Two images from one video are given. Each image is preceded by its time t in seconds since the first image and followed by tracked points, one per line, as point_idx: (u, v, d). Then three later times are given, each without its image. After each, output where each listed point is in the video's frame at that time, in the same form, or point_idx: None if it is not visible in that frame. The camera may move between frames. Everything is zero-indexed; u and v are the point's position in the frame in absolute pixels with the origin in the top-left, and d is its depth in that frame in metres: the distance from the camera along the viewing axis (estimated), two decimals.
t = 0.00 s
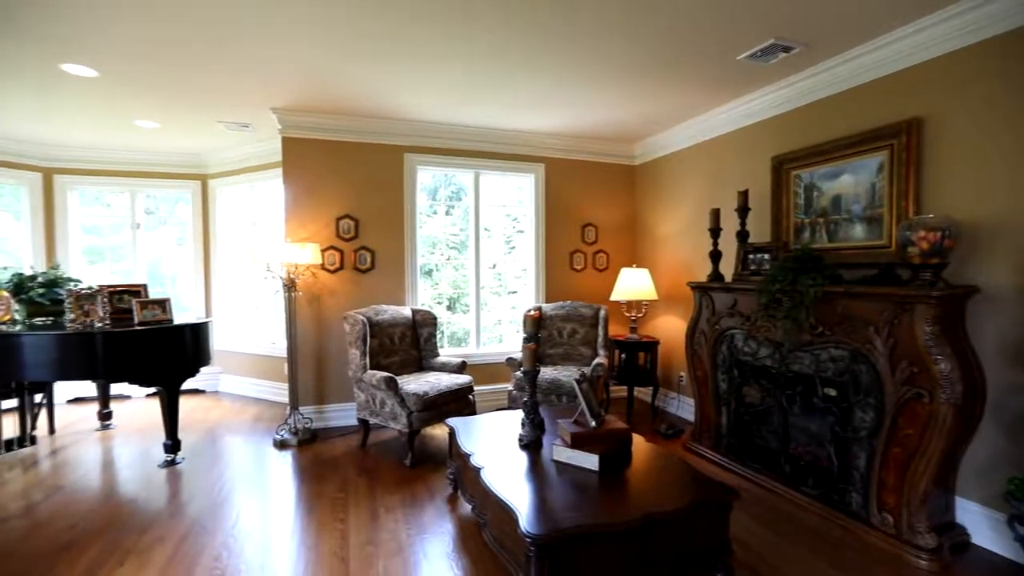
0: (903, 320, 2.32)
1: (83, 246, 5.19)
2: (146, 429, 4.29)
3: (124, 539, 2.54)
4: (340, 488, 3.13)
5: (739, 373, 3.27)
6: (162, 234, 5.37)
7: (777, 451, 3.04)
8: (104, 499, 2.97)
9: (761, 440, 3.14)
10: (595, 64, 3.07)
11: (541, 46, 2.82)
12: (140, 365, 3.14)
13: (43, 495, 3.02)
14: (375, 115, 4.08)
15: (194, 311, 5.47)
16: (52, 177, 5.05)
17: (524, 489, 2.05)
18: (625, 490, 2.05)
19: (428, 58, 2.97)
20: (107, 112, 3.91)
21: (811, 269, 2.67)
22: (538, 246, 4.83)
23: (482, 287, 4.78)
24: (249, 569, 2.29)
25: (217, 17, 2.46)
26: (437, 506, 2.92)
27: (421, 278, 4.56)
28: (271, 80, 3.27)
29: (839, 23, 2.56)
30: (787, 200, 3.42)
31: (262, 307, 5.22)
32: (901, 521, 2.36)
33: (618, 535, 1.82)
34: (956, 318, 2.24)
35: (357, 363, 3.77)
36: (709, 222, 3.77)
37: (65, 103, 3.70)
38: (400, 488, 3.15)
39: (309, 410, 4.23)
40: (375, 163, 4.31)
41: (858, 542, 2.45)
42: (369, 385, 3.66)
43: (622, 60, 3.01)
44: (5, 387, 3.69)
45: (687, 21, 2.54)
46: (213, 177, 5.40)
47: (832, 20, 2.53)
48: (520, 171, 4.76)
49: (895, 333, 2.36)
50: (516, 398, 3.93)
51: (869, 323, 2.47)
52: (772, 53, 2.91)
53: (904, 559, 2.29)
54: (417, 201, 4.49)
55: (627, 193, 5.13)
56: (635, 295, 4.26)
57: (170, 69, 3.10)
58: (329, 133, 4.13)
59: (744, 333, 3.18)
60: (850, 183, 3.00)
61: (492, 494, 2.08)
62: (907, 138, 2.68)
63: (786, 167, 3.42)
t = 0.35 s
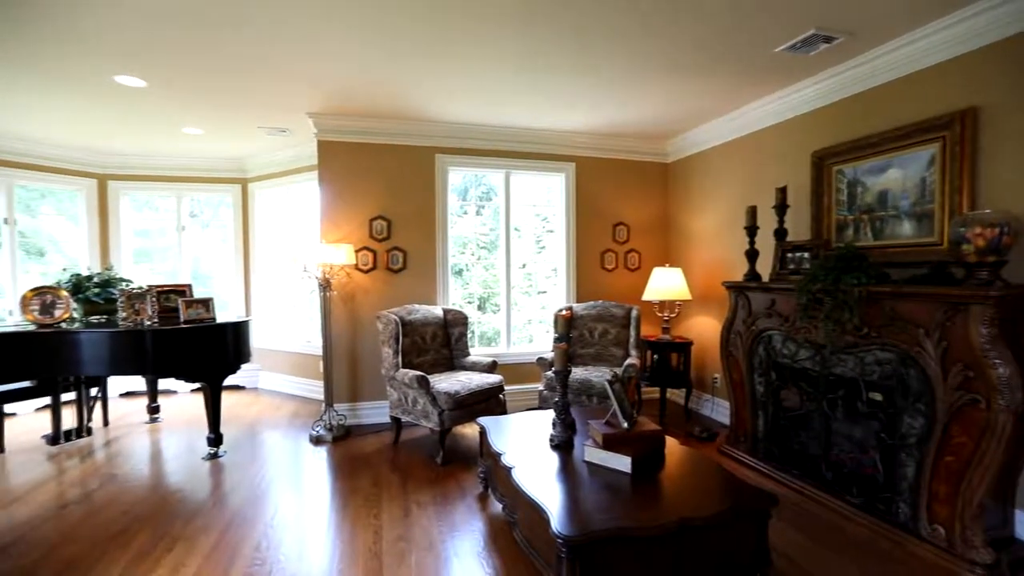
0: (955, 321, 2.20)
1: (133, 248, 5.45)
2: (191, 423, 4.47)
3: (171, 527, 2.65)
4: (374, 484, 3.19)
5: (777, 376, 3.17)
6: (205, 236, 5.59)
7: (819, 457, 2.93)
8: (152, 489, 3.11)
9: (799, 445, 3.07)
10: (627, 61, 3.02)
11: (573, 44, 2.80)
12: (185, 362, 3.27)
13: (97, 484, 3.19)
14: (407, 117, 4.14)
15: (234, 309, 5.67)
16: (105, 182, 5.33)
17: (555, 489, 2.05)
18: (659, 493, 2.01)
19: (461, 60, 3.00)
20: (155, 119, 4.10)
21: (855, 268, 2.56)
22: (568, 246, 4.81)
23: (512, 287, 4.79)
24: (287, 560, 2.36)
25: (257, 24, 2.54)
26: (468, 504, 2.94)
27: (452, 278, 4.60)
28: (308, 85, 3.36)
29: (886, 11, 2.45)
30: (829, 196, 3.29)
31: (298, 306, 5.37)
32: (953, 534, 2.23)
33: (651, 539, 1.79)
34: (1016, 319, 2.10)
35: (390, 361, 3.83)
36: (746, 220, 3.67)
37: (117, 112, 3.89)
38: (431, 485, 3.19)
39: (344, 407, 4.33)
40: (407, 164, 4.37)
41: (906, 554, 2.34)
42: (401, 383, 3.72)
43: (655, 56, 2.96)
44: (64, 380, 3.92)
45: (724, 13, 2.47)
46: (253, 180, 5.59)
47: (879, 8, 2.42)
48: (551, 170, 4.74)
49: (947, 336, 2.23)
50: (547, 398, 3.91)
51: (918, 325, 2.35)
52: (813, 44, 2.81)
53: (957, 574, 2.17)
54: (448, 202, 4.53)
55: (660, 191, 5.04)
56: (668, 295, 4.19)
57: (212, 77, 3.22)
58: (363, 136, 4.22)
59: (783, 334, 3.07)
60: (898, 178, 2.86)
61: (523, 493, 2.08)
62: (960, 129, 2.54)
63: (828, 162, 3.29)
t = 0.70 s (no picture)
0: (1018, 324, 2.06)
1: (181, 248, 5.70)
2: (234, 416, 4.65)
3: (216, 516, 2.77)
4: (408, 480, 3.24)
5: (820, 379, 3.05)
6: (247, 237, 5.80)
7: (865, 464, 2.80)
8: (199, 479, 3.26)
9: (844, 451, 2.95)
10: (663, 56, 2.97)
11: (608, 42, 2.78)
12: (229, 358, 3.41)
13: (149, 473, 3.36)
14: (440, 118, 4.18)
15: (274, 308, 5.87)
16: (156, 187, 5.60)
17: (588, 490, 2.03)
18: (695, 496, 1.97)
19: (494, 60, 3.01)
20: (201, 126, 4.28)
21: (906, 266, 2.44)
22: (601, 245, 4.76)
23: (544, 286, 4.77)
24: (325, 553, 2.42)
25: (296, 31, 2.61)
26: (500, 502, 2.95)
27: (485, 277, 4.62)
28: (345, 89, 3.44)
29: None
30: (877, 191, 3.15)
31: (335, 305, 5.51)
32: (1015, 549, 2.09)
33: (688, 543, 1.75)
34: None
35: (424, 359, 3.88)
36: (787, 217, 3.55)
37: (167, 120, 4.08)
38: (464, 483, 3.21)
39: (379, 404, 4.41)
40: (440, 165, 4.41)
41: (962, 569, 2.21)
42: (434, 381, 3.76)
43: (690, 51, 2.90)
44: (119, 374, 4.14)
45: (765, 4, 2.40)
46: (292, 183, 5.76)
47: None
48: (583, 169, 4.71)
49: (1009, 339, 2.09)
50: (579, 398, 3.89)
51: (976, 327, 2.22)
52: (860, 32, 2.69)
53: None
54: (481, 202, 4.55)
55: (695, 188, 4.93)
56: (704, 295, 4.10)
57: (255, 83, 3.33)
58: (397, 137, 4.29)
59: (827, 336, 2.96)
60: (953, 171, 2.72)
61: (555, 493, 2.07)
62: None
63: (876, 156, 3.14)
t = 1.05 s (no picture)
0: None
1: (223, 250, 5.92)
2: (272, 413, 4.80)
3: (257, 508, 2.87)
4: (439, 478, 3.28)
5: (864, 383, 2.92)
6: (284, 239, 5.98)
7: (914, 472, 2.67)
8: (241, 473, 3.38)
9: (890, 459, 2.82)
10: (697, 51, 2.90)
11: (639, 38, 2.74)
12: (269, 356, 3.52)
13: (194, 465, 3.50)
14: (471, 119, 4.21)
15: (310, 308, 6.03)
16: (200, 192, 5.84)
17: (620, 492, 2.01)
18: (732, 501, 1.91)
19: (525, 61, 3.01)
20: (242, 132, 4.43)
21: (958, 265, 2.33)
22: (632, 244, 4.70)
23: (575, 286, 4.74)
24: (360, 547, 2.47)
25: (331, 37, 2.67)
26: (531, 502, 2.95)
27: (515, 277, 4.63)
28: (378, 93, 3.51)
29: None
30: (927, 186, 3.00)
31: (368, 305, 5.62)
32: None
33: (724, 549, 1.71)
34: None
35: (455, 359, 3.92)
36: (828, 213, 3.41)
37: (210, 127, 4.25)
38: (495, 482, 3.23)
39: (410, 402, 4.47)
40: (470, 166, 4.44)
41: None
42: (465, 380, 3.79)
43: (726, 45, 2.83)
44: (166, 370, 4.33)
45: None
46: (327, 186, 5.90)
47: None
48: (614, 168, 4.66)
49: None
50: (610, 399, 3.85)
51: None
52: (908, 18, 2.54)
53: None
54: (511, 202, 4.56)
55: (730, 185, 4.81)
56: (739, 295, 3.99)
57: (292, 90, 3.43)
58: (428, 139, 4.34)
59: (871, 338, 2.83)
60: (1012, 163, 2.56)
61: (587, 494, 2.06)
62: None
63: (925, 149, 2.99)
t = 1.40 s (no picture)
0: None
1: (262, 251, 6.12)
2: (308, 409, 4.93)
3: (294, 501, 2.95)
4: (470, 477, 3.30)
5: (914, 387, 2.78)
6: (320, 240, 6.13)
7: (969, 483, 2.52)
8: (279, 466, 3.48)
9: (942, 468, 2.67)
10: (734, 45, 2.83)
11: (673, 34, 2.69)
12: (305, 354, 3.62)
13: (235, 458, 3.63)
14: (502, 119, 4.22)
15: (344, 307, 6.17)
16: (240, 195, 6.05)
17: (652, 495, 1.98)
18: (770, 508, 1.85)
19: (556, 59, 3.00)
20: (280, 136, 4.57)
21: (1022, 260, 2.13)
22: (665, 243, 4.62)
23: (606, 286, 4.69)
24: (393, 542, 2.52)
25: (366, 41, 2.73)
26: (562, 503, 2.94)
27: (545, 277, 4.62)
28: (411, 95, 3.56)
29: None
30: (982, 180, 2.83)
31: (400, 304, 5.70)
32: None
33: (761, 557, 1.66)
34: None
35: (486, 358, 3.94)
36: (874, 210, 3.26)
37: (250, 132, 4.40)
38: (525, 482, 3.23)
39: (442, 401, 4.52)
40: (500, 166, 4.45)
41: None
42: (496, 380, 3.80)
43: (764, 38, 2.74)
44: (209, 367, 4.51)
45: None
46: (360, 188, 6.02)
47: None
48: (647, 165, 4.59)
49: None
50: (642, 400, 3.79)
51: None
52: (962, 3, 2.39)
53: None
54: (542, 201, 4.55)
55: (768, 182, 4.67)
56: (778, 294, 3.87)
57: (327, 94, 3.51)
58: (459, 140, 4.37)
59: (921, 340, 2.69)
60: None
61: (619, 496, 2.04)
62: None
63: (981, 140, 2.82)
